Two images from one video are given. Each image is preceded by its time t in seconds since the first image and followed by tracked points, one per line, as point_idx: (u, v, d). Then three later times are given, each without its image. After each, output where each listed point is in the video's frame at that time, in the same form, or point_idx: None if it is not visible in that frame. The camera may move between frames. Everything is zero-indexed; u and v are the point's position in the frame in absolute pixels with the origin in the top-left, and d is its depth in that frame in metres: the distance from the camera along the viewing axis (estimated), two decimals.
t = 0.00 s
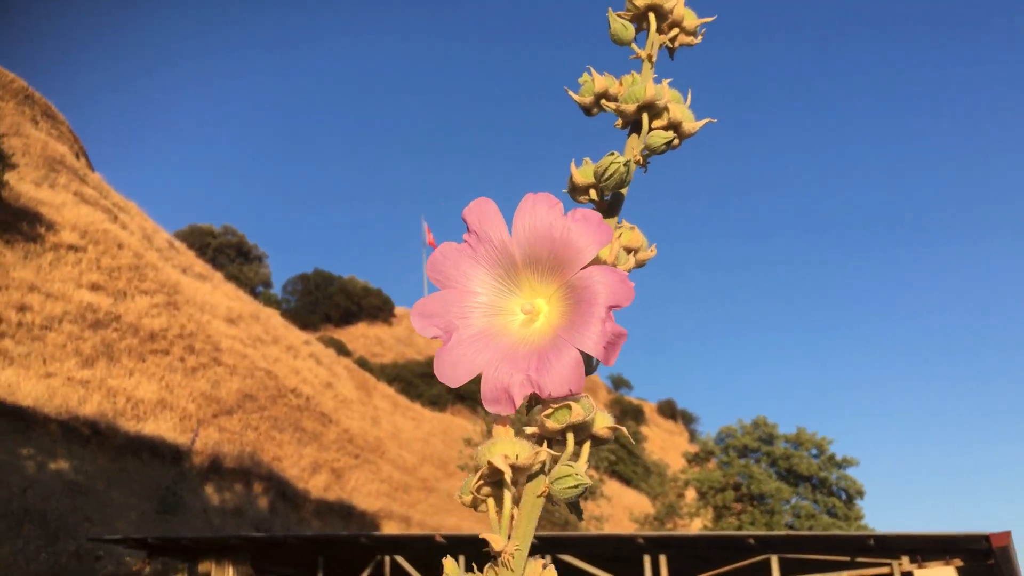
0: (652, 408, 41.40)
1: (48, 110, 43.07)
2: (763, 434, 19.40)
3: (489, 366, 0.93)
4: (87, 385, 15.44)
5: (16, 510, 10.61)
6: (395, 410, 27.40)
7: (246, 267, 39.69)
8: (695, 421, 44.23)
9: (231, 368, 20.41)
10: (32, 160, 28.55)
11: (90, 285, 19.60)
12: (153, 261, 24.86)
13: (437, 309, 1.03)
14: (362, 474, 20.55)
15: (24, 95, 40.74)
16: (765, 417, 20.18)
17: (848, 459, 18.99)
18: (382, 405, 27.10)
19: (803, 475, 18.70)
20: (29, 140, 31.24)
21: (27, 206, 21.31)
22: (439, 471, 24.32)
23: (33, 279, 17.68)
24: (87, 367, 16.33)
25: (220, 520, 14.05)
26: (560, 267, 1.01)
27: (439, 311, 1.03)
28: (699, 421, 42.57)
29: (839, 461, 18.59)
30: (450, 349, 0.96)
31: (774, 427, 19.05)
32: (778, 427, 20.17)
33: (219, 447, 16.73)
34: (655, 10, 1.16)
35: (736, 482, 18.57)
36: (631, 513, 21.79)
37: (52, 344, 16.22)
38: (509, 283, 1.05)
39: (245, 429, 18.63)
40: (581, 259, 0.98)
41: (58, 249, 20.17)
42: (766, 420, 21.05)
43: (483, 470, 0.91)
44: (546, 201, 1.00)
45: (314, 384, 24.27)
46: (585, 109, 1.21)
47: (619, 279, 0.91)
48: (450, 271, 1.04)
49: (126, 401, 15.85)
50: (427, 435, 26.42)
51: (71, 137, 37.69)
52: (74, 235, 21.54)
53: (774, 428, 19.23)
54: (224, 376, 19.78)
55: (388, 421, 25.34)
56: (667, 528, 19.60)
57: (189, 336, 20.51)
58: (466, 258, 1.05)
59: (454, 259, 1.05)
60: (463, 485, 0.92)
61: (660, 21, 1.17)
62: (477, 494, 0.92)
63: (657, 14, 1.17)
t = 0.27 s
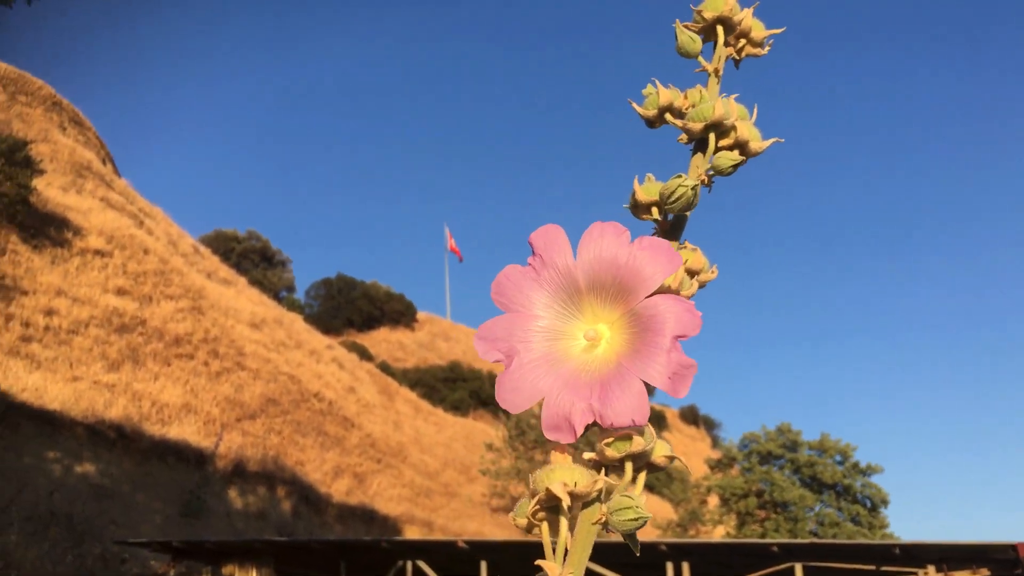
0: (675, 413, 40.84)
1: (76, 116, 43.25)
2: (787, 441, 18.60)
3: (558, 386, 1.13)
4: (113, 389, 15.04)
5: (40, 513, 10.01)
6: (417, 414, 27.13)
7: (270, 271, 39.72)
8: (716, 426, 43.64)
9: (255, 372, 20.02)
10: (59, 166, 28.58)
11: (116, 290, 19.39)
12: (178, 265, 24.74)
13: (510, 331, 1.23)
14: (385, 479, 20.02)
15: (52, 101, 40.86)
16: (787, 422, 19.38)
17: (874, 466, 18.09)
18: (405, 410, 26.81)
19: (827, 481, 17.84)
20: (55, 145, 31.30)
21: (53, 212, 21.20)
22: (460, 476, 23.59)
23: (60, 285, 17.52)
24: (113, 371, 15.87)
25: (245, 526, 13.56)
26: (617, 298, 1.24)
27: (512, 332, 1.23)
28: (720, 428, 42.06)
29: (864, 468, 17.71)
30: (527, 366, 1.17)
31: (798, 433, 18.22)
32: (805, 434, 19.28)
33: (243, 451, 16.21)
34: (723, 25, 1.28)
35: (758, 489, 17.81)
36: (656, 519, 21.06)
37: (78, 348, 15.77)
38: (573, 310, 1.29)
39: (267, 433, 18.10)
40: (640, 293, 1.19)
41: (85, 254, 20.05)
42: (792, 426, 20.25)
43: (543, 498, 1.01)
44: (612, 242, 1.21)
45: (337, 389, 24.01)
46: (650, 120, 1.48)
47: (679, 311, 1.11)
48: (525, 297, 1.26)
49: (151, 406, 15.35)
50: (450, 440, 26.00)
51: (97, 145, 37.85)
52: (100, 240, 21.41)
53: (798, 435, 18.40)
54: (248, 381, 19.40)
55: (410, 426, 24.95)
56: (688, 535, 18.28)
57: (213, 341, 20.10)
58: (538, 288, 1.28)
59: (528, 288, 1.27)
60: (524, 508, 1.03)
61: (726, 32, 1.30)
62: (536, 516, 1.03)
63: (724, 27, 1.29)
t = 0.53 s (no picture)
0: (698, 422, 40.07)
1: (103, 127, 43.35)
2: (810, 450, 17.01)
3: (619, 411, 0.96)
4: (137, 398, 14.70)
5: (66, 521, 9.66)
6: (439, 423, 26.77)
7: (293, 281, 39.77)
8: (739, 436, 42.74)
9: (277, 381, 19.82)
10: (86, 176, 28.66)
11: (141, 299, 19.19)
12: (202, 274, 24.68)
13: (567, 349, 1.07)
14: (406, 487, 19.55)
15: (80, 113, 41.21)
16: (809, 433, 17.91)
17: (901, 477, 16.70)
18: (427, 419, 26.50)
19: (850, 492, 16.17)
20: (82, 156, 31.49)
21: (79, 221, 21.18)
22: (482, 484, 23.14)
23: (86, 293, 17.35)
24: (138, 379, 15.52)
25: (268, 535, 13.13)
26: (685, 313, 1.05)
27: (568, 351, 1.07)
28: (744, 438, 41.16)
29: (890, 478, 16.18)
30: (587, 389, 1.01)
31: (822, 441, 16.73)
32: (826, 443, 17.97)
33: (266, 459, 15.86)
34: (777, 29, 1.29)
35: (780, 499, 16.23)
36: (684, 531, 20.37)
37: (103, 357, 15.52)
38: (635, 325, 1.08)
39: (290, 441, 17.75)
40: (708, 307, 1.02)
41: (111, 263, 19.99)
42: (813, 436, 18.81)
43: (607, 520, 0.87)
44: (674, 263, 1.05)
45: (360, 397, 23.79)
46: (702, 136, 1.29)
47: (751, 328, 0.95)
48: (584, 313, 1.09)
49: (175, 413, 15.01)
50: (470, 448, 25.56)
51: (123, 156, 38.00)
52: (125, 249, 21.38)
53: (821, 442, 16.83)
54: (271, 389, 19.13)
55: (431, 434, 24.59)
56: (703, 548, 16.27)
57: (237, 349, 19.93)
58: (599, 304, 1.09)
59: (590, 305, 1.09)
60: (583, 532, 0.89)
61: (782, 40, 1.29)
62: (596, 539, 0.89)
63: (778, 33, 1.29)
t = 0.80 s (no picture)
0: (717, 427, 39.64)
1: (125, 135, 43.68)
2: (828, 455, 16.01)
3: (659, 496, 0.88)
4: (158, 403, 14.52)
5: (89, 525, 9.44)
6: (457, 427, 26.58)
7: (311, 287, 39.89)
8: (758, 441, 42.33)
9: (296, 386, 19.69)
10: (107, 184, 28.82)
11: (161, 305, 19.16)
12: (222, 280, 24.72)
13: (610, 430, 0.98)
14: (425, 492, 19.28)
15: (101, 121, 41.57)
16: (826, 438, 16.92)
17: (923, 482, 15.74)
18: (445, 424, 26.30)
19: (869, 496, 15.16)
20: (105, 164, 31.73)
21: (100, 229, 21.25)
22: (500, 489, 22.89)
23: (108, 300, 17.34)
24: (159, 385, 15.36)
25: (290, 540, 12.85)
26: (731, 401, 0.94)
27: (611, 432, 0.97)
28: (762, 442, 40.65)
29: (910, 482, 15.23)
30: (629, 469, 0.91)
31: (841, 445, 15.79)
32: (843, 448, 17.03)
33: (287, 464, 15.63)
34: (813, 143, 1.17)
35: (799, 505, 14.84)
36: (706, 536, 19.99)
37: (125, 363, 15.38)
38: (680, 406, 0.98)
39: (309, 446, 17.55)
40: (759, 391, 0.92)
41: (132, 270, 20.04)
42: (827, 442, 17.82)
43: None
44: (725, 344, 0.96)
45: (378, 402, 23.66)
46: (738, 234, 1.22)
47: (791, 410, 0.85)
48: (631, 394, 0.99)
49: (195, 419, 14.86)
50: (488, 452, 25.32)
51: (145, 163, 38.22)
52: (146, 256, 21.44)
53: (840, 446, 15.87)
54: (290, 394, 18.96)
55: (449, 439, 24.41)
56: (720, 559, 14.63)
57: (257, 355, 19.92)
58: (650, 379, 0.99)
59: (639, 381, 1.00)
60: None
61: (818, 151, 1.18)
62: None
63: (813, 146, 1.18)
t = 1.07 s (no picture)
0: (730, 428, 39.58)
1: (136, 141, 43.69)
2: (842, 455, 15.38)
3: (669, 543, 1.20)
4: (173, 408, 14.39)
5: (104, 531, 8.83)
6: (470, 430, 26.50)
7: (324, 290, 39.94)
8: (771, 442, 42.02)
9: (311, 390, 19.58)
10: (121, 189, 28.82)
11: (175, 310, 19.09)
12: (235, 284, 24.70)
13: (624, 488, 1.26)
14: (439, 495, 19.09)
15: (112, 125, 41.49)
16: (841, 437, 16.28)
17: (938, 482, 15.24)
18: (458, 426, 26.17)
19: (884, 497, 14.49)
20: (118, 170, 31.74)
21: (114, 234, 21.24)
22: (514, 491, 22.70)
23: (122, 305, 17.28)
24: (175, 390, 15.25)
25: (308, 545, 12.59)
26: (722, 465, 1.25)
27: (626, 491, 1.26)
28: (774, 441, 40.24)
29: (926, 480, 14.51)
30: (642, 528, 1.21)
31: (855, 445, 15.10)
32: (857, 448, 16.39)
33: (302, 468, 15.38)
34: (805, 240, 1.61)
35: (816, 505, 14.38)
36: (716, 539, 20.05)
37: (141, 367, 15.25)
38: (681, 472, 1.28)
39: (324, 449, 17.27)
40: (744, 463, 1.22)
41: (145, 275, 20.01)
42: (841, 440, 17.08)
43: None
44: (718, 422, 1.26)
45: (391, 405, 23.58)
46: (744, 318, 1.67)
47: (781, 482, 1.14)
48: (642, 461, 1.29)
49: (210, 423, 14.62)
50: (502, 454, 25.19)
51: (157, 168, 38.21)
52: (159, 260, 21.40)
53: (855, 446, 15.21)
54: (304, 398, 18.69)
55: (463, 441, 24.33)
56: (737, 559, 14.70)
57: (271, 358, 19.85)
58: (654, 452, 1.29)
59: (645, 453, 1.30)
60: None
61: (809, 247, 1.62)
62: None
63: (806, 242, 1.62)
